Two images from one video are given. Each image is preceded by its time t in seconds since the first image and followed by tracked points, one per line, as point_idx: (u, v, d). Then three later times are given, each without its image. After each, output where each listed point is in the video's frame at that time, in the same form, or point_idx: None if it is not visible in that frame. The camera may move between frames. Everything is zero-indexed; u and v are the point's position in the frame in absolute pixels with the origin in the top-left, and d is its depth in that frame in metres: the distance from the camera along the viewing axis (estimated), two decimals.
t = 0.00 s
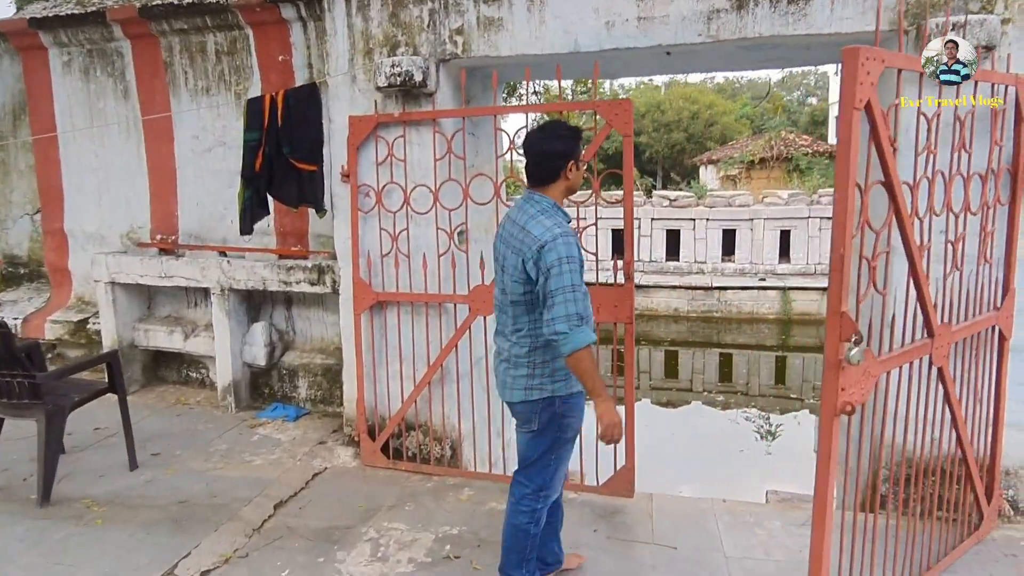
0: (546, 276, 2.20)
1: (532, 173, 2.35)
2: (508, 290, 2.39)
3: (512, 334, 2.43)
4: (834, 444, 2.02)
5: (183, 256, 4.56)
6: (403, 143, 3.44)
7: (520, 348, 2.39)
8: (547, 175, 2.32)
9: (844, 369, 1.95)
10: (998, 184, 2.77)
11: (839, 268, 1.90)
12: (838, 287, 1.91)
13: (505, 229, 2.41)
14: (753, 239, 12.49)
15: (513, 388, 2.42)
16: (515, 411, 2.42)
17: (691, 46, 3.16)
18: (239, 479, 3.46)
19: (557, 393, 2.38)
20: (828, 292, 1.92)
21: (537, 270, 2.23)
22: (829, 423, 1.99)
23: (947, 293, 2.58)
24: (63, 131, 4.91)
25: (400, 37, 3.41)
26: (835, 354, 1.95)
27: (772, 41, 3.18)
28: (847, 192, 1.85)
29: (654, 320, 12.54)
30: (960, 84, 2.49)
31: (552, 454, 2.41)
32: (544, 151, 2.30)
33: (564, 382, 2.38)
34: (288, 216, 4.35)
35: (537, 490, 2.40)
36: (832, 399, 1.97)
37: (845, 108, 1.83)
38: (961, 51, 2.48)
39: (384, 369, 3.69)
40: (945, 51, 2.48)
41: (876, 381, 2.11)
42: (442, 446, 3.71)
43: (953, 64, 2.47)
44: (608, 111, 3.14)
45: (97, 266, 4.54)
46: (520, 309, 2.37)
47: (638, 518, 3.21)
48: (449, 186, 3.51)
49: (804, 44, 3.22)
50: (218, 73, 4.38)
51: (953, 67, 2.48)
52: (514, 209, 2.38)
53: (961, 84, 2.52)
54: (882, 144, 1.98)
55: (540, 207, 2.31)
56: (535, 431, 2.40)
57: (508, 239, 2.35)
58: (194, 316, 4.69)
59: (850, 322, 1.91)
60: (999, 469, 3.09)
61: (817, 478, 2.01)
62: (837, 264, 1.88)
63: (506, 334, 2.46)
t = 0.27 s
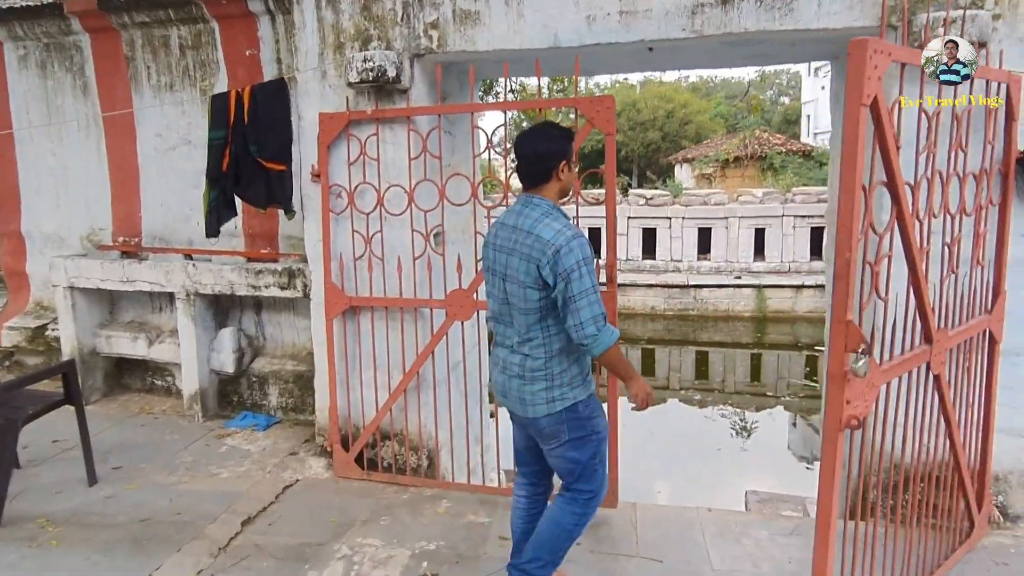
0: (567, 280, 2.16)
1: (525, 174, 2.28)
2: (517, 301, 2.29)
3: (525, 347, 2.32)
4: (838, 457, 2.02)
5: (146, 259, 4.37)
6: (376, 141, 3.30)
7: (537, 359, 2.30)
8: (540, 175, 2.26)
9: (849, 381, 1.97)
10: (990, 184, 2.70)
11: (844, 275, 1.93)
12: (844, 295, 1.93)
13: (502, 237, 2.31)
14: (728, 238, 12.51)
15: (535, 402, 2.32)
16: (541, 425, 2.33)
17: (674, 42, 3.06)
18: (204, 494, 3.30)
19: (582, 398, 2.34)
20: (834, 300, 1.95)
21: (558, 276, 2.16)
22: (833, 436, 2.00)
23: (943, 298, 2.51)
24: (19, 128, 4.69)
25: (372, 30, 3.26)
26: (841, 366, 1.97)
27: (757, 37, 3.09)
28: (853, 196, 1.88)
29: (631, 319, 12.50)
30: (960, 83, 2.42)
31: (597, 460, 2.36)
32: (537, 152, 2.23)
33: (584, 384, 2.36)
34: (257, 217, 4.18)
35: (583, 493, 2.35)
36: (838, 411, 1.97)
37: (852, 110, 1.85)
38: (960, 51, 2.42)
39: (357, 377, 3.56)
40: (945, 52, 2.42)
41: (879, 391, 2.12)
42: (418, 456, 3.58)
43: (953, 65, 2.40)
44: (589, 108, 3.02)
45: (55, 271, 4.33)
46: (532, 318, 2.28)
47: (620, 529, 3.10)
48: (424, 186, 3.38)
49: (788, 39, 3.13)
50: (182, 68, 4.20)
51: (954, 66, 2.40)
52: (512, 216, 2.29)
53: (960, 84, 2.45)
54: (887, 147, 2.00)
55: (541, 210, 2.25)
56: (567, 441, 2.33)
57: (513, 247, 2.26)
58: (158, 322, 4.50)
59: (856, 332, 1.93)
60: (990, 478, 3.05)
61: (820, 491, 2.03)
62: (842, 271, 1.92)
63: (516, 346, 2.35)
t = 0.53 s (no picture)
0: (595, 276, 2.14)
1: (548, 171, 2.23)
2: (540, 298, 2.23)
3: (549, 346, 2.26)
4: (825, 461, 1.99)
5: (108, 259, 4.22)
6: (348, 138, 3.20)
7: (563, 358, 2.25)
8: (564, 171, 2.22)
9: (837, 383, 1.93)
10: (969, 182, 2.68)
11: (831, 275, 1.89)
12: (831, 296, 1.90)
13: (523, 234, 2.27)
14: (699, 236, 12.58)
15: (563, 402, 2.25)
16: (570, 425, 2.27)
17: (653, 38, 3.01)
18: (170, 503, 3.18)
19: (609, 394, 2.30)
20: (821, 299, 1.91)
21: (588, 272, 2.13)
22: (821, 440, 1.96)
23: (925, 298, 2.49)
24: None
25: (343, 23, 3.16)
26: (828, 367, 1.93)
27: (735, 33, 3.06)
28: (841, 195, 1.85)
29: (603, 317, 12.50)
30: (960, 84, 2.42)
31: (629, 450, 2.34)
32: (562, 147, 2.19)
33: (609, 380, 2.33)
34: (223, 216, 4.05)
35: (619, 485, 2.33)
36: (826, 414, 1.93)
37: (840, 106, 1.81)
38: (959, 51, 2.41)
39: (330, 381, 3.45)
40: (945, 52, 2.40)
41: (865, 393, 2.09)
42: (393, 460, 3.48)
43: (952, 65, 2.40)
44: (567, 103, 2.95)
45: (11, 272, 4.16)
46: (557, 316, 2.23)
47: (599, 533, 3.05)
48: (398, 184, 3.28)
49: (766, 36, 3.11)
50: (145, 61, 4.05)
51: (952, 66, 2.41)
52: (533, 212, 2.25)
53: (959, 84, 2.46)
54: (872, 144, 1.98)
55: (566, 207, 2.22)
56: (597, 438, 2.28)
57: (536, 242, 2.22)
58: (121, 324, 4.35)
59: (843, 332, 1.89)
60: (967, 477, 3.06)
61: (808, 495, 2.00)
62: (829, 271, 1.88)
63: (539, 345, 2.28)
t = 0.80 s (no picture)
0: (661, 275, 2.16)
1: (599, 168, 2.23)
2: (599, 299, 2.20)
3: (608, 347, 2.23)
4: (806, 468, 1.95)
5: (70, 262, 4.09)
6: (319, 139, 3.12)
7: (623, 358, 2.24)
8: (618, 168, 2.22)
9: (818, 390, 1.89)
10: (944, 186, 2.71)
11: (813, 279, 1.84)
12: (813, 302, 1.86)
13: (575, 235, 2.23)
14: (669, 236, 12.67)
15: (621, 402, 2.25)
16: (626, 426, 2.27)
17: (631, 39, 2.99)
18: (136, 516, 3.08)
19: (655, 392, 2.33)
20: (803, 305, 1.87)
21: (657, 272, 2.14)
22: (802, 448, 1.92)
23: (902, 301, 2.49)
24: None
25: (316, 20, 3.09)
26: (809, 375, 1.89)
27: (713, 36, 3.06)
28: (823, 200, 1.80)
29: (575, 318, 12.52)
30: (960, 84, 2.63)
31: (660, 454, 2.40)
32: (616, 144, 2.20)
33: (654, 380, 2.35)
34: (191, 217, 3.94)
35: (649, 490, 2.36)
36: (807, 422, 1.89)
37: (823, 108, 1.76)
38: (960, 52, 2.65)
39: (303, 386, 3.38)
40: (946, 52, 2.66)
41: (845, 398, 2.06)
42: (368, 467, 3.42)
43: (953, 65, 2.63)
44: (544, 105, 2.92)
45: None
46: (618, 316, 2.21)
47: (578, 539, 3.02)
48: (372, 185, 3.21)
49: (743, 38, 3.11)
50: (108, 57, 3.93)
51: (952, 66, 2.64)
52: (588, 213, 2.22)
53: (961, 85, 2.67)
54: (853, 147, 1.94)
55: (620, 207, 2.22)
56: (648, 437, 2.31)
57: (595, 243, 2.19)
58: (84, 329, 4.21)
59: (826, 339, 1.85)
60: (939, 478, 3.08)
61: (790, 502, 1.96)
62: (811, 276, 1.84)
63: (597, 347, 2.25)
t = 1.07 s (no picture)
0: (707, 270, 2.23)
1: (640, 166, 2.24)
2: (652, 293, 2.20)
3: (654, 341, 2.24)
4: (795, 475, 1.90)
5: (38, 265, 3.97)
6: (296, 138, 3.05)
7: (667, 352, 2.27)
8: (659, 163, 2.24)
9: (807, 393, 1.84)
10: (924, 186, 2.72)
11: (802, 282, 1.80)
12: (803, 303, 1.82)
13: (623, 229, 2.21)
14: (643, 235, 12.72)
15: (659, 395, 2.26)
16: (657, 419, 2.29)
17: (614, 38, 2.97)
18: (109, 526, 2.99)
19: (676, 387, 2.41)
20: (791, 308, 1.82)
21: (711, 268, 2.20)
22: (790, 453, 1.87)
23: (886, 302, 2.48)
24: None
25: (293, 17, 3.02)
26: (798, 378, 1.85)
27: (695, 36, 3.05)
28: (812, 202, 1.76)
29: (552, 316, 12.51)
30: (960, 83, 2.84)
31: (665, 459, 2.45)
32: (655, 139, 2.22)
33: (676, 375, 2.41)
34: (164, 218, 3.85)
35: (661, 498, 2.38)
36: (796, 427, 1.84)
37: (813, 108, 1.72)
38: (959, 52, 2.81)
39: (281, 391, 3.30)
40: (945, 52, 2.81)
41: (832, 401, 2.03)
42: (349, 473, 3.36)
43: (952, 65, 2.81)
44: (526, 104, 2.88)
45: None
46: (667, 311, 2.22)
47: (563, 543, 3.00)
48: (352, 186, 3.15)
49: (725, 38, 3.10)
50: (77, 54, 3.82)
51: (952, 66, 2.82)
52: (637, 206, 2.20)
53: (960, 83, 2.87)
54: (841, 148, 1.91)
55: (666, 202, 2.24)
56: (670, 434, 2.34)
57: (649, 238, 2.18)
58: (53, 333, 4.10)
59: (815, 341, 1.80)
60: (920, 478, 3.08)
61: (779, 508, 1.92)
62: (800, 278, 1.79)
63: (642, 342, 2.24)
